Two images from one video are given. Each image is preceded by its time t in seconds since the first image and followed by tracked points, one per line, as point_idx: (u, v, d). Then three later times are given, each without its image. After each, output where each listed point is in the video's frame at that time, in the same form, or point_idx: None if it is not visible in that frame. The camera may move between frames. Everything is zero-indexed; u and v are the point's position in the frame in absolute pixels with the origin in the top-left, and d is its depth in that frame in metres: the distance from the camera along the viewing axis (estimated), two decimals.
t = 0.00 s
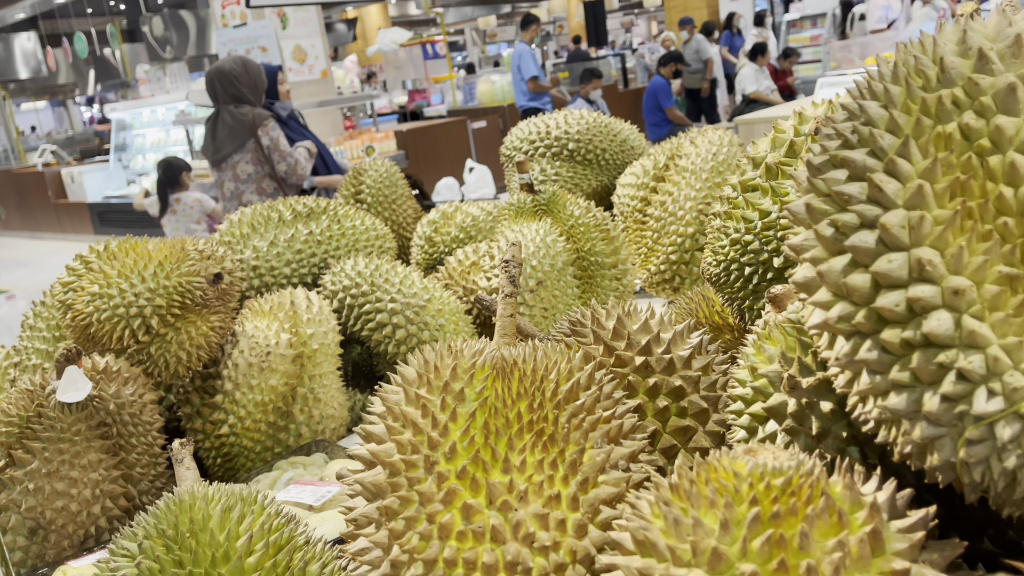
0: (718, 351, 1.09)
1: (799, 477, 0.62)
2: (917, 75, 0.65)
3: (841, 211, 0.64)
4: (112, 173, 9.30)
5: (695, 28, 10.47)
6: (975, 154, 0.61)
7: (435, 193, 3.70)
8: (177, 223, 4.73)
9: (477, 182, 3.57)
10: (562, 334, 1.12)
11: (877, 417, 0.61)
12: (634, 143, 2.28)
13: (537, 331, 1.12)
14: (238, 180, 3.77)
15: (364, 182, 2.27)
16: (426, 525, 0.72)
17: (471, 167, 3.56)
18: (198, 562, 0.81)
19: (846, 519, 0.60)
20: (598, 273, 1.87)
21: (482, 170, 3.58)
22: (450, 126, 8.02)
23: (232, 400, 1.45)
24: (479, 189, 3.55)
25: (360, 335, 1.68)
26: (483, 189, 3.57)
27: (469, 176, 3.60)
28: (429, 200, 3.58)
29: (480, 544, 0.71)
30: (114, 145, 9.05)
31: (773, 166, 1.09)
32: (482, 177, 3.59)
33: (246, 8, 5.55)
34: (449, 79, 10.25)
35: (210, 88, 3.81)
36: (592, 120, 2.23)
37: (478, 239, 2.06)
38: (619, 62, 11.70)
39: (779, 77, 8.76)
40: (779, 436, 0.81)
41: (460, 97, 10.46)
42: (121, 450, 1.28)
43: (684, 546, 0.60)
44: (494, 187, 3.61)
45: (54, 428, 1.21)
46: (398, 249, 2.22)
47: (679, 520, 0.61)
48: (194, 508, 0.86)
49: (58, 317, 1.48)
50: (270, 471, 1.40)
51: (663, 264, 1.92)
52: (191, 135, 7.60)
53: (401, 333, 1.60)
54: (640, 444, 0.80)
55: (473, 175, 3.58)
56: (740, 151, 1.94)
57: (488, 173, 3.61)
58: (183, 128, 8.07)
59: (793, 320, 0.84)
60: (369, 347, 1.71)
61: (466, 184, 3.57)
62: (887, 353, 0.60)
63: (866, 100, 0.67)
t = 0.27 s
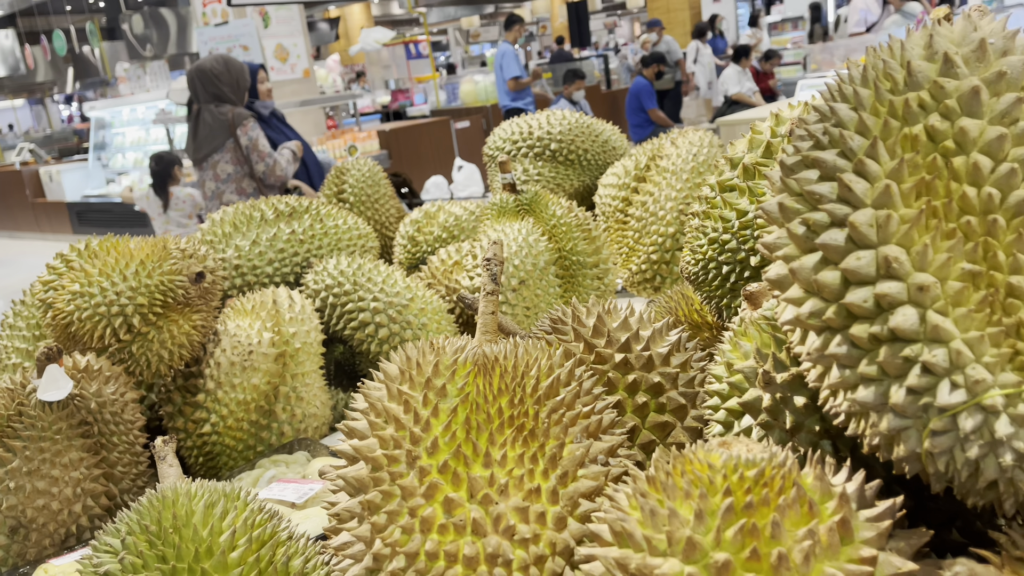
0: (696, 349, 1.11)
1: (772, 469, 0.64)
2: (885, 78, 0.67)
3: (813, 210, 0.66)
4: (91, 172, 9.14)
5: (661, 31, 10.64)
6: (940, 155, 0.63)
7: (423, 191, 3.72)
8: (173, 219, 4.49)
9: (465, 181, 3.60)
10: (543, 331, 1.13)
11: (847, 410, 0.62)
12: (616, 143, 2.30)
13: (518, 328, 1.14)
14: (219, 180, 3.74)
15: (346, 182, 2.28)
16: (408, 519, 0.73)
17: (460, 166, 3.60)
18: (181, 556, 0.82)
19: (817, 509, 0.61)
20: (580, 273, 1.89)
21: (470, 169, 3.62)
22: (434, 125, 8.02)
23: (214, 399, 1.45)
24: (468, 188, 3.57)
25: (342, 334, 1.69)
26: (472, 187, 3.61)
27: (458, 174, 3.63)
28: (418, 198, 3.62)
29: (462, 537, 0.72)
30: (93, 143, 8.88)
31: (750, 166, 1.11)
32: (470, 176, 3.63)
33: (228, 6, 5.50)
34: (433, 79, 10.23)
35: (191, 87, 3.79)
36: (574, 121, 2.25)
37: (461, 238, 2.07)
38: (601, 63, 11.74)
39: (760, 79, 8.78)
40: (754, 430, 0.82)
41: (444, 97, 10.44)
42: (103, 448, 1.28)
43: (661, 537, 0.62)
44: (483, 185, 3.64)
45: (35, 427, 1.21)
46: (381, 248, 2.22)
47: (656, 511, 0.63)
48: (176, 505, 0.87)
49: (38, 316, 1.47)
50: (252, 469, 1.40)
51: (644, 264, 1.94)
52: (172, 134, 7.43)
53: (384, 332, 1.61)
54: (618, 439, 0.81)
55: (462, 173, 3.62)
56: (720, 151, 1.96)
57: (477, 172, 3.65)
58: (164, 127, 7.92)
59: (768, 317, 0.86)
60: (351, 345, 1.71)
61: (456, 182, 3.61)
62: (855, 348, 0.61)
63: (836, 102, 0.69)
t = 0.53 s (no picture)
0: (671, 348, 1.13)
1: (738, 462, 0.66)
2: (847, 87, 0.70)
3: (778, 213, 0.69)
4: (67, 172, 8.91)
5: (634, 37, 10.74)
6: (897, 161, 0.66)
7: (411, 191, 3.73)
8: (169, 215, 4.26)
9: (452, 181, 3.59)
10: (521, 332, 1.15)
11: (810, 406, 0.65)
12: (595, 146, 2.32)
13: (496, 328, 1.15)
14: (197, 181, 3.72)
15: (327, 183, 2.28)
16: (387, 514, 0.75)
17: (446, 166, 3.60)
18: (163, 553, 0.83)
19: (781, 500, 0.64)
20: (559, 274, 1.91)
21: (457, 169, 3.61)
22: (415, 127, 8.00)
23: (194, 400, 1.45)
24: (455, 188, 3.57)
25: (323, 335, 1.70)
26: (458, 188, 3.60)
27: (444, 175, 3.63)
28: (405, 198, 3.65)
29: (440, 531, 0.74)
30: (69, 143, 8.68)
31: (722, 171, 1.14)
32: (457, 177, 3.62)
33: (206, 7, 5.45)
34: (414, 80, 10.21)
35: (169, 87, 3.78)
36: (553, 123, 2.28)
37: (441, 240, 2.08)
38: (582, 66, 11.79)
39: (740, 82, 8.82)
40: (725, 426, 0.85)
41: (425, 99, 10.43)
42: (82, 449, 1.28)
43: (631, 528, 0.64)
44: (469, 185, 3.64)
45: (14, 428, 1.21)
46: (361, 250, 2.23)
47: (627, 503, 0.65)
48: (158, 502, 0.88)
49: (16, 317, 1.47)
50: (232, 469, 1.41)
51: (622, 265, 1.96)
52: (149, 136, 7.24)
53: (364, 333, 1.62)
54: (593, 435, 0.84)
55: (449, 174, 3.62)
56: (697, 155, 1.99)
57: (463, 172, 3.65)
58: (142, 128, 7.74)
59: (738, 317, 0.88)
60: (332, 346, 1.72)
61: (442, 183, 3.60)
62: (818, 346, 0.64)
63: (800, 109, 0.72)
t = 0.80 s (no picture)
0: (643, 350, 1.17)
1: (703, 458, 0.69)
2: (805, 100, 0.73)
3: (741, 219, 0.72)
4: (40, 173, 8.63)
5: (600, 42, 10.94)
6: (852, 170, 0.69)
7: (395, 193, 3.77)
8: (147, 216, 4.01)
9: (435, 184, 3.62)
10: (497, 334, 1.17)
11: (772, 403, 0.68)
12: (572, 152, 2.35)
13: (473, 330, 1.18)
14: (173, 184, 3.69)
15: (305, 187, 2.29)
16: (365, 511, 0.77)
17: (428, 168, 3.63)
18: (143, 551, 0.84)
19: (743, 493, 0.67)
20: (536, 277, 1.94)
21: (439, 171, 3.65)
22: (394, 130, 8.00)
23: (172, 402, 1.46)
24: (437, 191, 3.59)
25: (301, 338, 1.71)
26: (441, 190, 3.63)
27: (427, 177, 3.66)
28: (389, 199, 3.71)
29: (417, 527, 0.76)
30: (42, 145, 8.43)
31: (693, 177, 1.17)
32: (440, 179, 3.66)
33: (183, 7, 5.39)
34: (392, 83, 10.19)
35: (145, 90, 3.75)
36: (530, 129, 2.31)
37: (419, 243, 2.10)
38: (560, 69, 11.83)
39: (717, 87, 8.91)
40: (693, 424, 0.88)
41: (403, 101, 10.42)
42: (60, 451, 1.29)
43: (601, 521, 0.67)
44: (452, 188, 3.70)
45: None
46: (339, 253, 2.24)
47: (596, 498, 0.68)
48: (139, 502, 0.89)
49: None
50: (211, 471, 1.42)
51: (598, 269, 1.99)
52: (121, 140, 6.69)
53: (342, 336, 1.64)
54: (566, 434, 0.86)
55: (431, 176, 3.65)
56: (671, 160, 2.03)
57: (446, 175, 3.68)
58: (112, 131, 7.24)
59: (705, 319, 0.91)
60: (310, 349, 1.73)
61: (425, 184, 3.63)
62: (777, 346, 0.67)
63: (763, 120, 0.75)
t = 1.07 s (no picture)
0: (613, 349, 1.19)
1: (667, 451, 0.72)
2: (764, 106, 0.76)
3: (703, 221, 0.75)
4: (8, 175, 8.10)
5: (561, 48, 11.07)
6: (808, 174, 0.72)
7: (375, 195, 3.80)
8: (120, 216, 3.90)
9: (413, 186, 3.64)
10: (470, 334, 1.19)
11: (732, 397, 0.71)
12: (546, 155, 2.38)
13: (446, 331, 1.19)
14: (145, 186, 3.66)
15: (279, 189, 2.29)
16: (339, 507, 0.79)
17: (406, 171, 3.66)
18: (118, 549, 0.85)
19: (705, 485, 0.69)
20: (510, 279, 1.96)
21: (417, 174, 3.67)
22: (368, 133, 7.97)
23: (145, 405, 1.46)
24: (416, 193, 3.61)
25: (275, 340, 1.71)
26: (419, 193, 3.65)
27: (405, 179, 3.69)
28: (370, 202, 3.77)
29: (390, 522, 0.78)
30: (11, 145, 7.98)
31: (661, 180, 1.20)
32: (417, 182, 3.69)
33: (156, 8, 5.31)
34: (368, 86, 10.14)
35: (117, 91, 3.71)
36: (505, 133, 2.33)
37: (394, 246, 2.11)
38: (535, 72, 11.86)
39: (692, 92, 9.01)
40: (658, 420, 0.91)
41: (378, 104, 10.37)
42: (32, 454, 1.28)
43: (569, 513, 0.69)
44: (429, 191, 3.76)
45: None
46: (314, 255, 2.24)
47: (564, 490, 0.70)
48: (112, 501, 0.90)
49: None
50: (185, 473, 1.42)
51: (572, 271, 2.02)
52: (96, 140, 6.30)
53: (316, 337, 1.64)
54: (537, 431, 0.88)
55: (409, 178, 3.67)
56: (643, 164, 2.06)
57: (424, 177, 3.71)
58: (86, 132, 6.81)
59: (671, 318, 0.94)
60: (284, 351, 1.74)
61: (403, 186, 3.66)
62: (737, 342, 0.70)
63: (724, 125, 0.78)
